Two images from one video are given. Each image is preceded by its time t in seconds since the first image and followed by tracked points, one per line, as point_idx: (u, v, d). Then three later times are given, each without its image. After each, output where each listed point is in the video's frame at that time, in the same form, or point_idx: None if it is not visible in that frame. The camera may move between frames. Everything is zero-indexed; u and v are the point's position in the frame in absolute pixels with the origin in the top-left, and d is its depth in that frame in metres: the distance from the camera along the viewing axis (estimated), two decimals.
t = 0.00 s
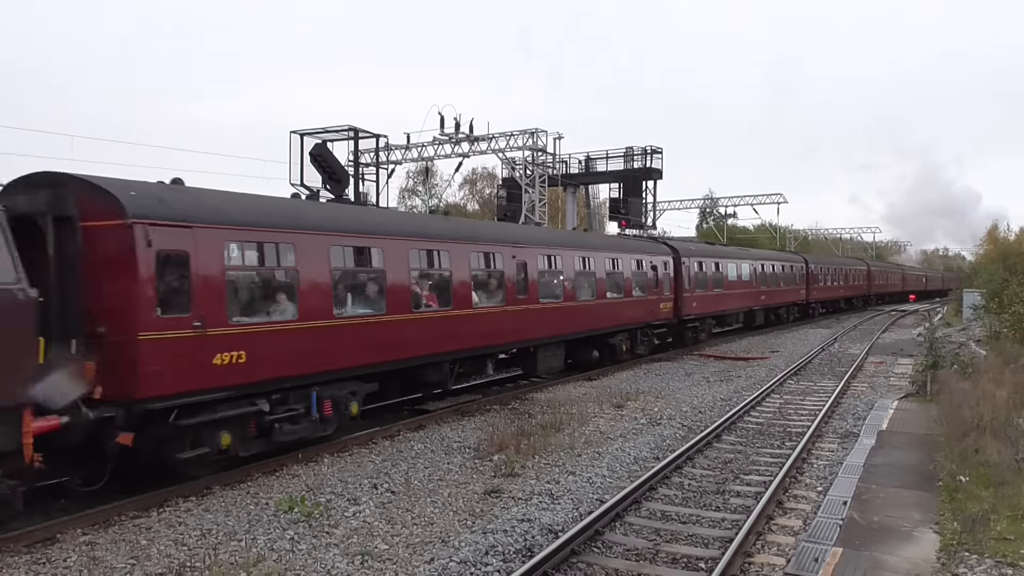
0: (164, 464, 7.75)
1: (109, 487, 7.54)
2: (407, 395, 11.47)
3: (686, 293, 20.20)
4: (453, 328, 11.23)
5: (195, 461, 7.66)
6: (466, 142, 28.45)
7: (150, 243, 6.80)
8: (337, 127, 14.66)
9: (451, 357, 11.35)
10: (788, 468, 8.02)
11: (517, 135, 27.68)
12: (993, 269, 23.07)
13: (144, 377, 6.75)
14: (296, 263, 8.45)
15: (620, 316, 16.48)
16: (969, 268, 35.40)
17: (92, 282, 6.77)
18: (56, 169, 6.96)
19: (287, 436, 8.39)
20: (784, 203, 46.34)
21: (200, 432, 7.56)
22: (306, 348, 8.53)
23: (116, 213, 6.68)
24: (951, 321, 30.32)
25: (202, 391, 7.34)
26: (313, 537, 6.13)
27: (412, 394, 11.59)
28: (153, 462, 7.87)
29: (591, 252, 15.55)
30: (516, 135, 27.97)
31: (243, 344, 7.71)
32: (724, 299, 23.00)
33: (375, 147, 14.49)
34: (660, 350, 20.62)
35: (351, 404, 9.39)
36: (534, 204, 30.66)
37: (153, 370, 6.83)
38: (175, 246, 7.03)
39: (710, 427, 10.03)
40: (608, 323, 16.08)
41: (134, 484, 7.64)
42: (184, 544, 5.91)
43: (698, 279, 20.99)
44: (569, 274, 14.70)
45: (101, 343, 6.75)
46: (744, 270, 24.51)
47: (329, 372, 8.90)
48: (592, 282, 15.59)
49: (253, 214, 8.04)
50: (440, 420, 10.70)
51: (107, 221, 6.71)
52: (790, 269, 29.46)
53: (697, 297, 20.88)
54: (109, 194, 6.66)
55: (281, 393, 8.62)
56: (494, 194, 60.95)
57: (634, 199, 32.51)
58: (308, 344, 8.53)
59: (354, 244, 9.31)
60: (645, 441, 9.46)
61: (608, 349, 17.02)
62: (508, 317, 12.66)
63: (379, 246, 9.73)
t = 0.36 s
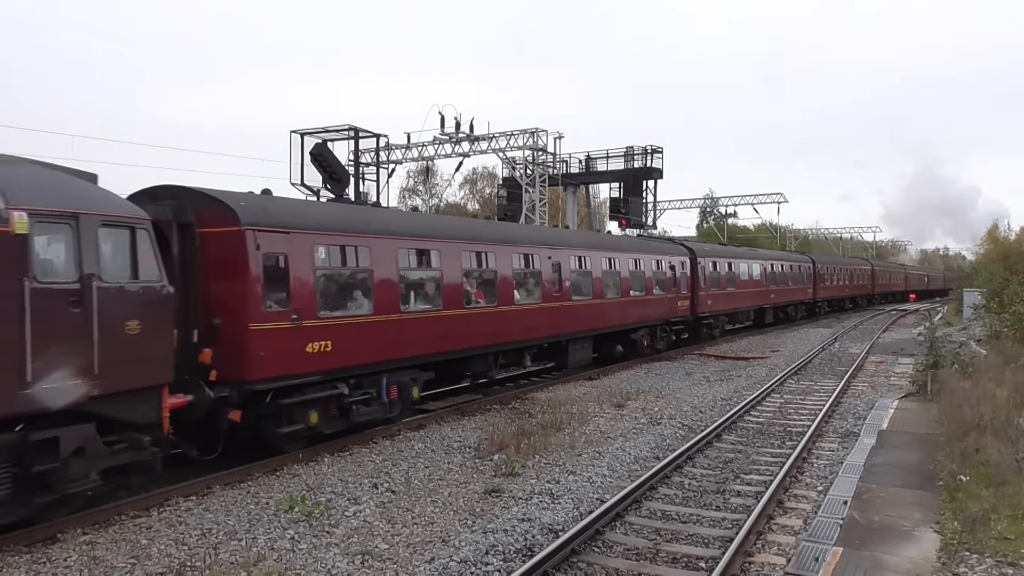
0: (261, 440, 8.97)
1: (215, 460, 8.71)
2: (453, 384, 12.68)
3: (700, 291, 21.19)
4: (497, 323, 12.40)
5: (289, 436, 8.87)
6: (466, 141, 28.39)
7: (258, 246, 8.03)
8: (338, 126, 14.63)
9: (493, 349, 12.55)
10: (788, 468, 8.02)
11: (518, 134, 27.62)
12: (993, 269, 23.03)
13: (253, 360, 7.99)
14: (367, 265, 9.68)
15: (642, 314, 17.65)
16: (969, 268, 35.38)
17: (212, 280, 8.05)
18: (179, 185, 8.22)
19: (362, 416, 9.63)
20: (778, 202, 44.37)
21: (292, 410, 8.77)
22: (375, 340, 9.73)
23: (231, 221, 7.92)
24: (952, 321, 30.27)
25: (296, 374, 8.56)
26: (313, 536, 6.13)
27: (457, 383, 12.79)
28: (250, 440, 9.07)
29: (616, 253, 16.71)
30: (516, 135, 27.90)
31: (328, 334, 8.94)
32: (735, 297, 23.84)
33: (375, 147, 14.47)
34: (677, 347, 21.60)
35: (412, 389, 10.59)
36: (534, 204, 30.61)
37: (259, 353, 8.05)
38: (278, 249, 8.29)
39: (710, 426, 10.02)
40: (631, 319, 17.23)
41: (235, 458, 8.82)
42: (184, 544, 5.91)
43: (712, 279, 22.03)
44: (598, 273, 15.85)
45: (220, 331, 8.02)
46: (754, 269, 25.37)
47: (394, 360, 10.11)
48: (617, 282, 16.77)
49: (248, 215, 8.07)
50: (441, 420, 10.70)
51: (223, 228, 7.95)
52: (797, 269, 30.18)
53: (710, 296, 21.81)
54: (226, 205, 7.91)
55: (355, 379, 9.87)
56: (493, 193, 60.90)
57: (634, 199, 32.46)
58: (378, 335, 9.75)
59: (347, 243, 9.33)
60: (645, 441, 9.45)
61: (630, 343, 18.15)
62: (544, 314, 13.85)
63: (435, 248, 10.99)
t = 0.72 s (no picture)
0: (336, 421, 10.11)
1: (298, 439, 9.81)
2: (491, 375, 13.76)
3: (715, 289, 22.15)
4: (535, 319, 13.51)
5: (362, 417, 9.98)
6: (466, 141, 28.38)
7: (340, 249, 9.21)
8: (337, 125, 14.63)
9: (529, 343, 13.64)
10: (788, 468, 8.01)
11: (518, 134, 27.59)
12: (993, 269, 23.02)
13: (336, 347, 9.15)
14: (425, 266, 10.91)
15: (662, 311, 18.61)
16: (969, 268, 35.36)
17: (299, 277, 9.21)
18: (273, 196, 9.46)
19: (421, 400, 10.76)
20: (779, 202, 42.75)
21: (365, 394, 9.88)
22: (430, 332, 10.88)
23: (318, 225, 9.11)
24: (952, 321, 30.25)
25: (370, 361, 9.73)
26: (313, 536, 6.13)
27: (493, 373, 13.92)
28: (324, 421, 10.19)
29: (638, 253, 17.65)
30: (516, 134, 27.86)
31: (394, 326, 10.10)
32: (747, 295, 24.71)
33: (375, 146, 14.46)
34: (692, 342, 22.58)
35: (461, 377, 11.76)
36: (534, 203, 30.62)
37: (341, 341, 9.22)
38: (356, 250, 9.48)
39: (710, 426, 10.01)
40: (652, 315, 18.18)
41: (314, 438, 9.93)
42: (184, 543, 5.91)
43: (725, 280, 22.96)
44: (620, 272, 16.76)
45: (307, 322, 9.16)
46: (765, 268, 26.16)
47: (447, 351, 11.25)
48: (638, 281, 17.72)
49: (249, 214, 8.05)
50: (441, 420, 10.70)
51: (311, 231, 9.14)
52: (803, 269, 30.87)
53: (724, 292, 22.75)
54: (313, 212, 9.10)
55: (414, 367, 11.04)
56: (494, 193, 60.94)
57: (634, 199, 32.47)
58: (434, 328, 10.92)
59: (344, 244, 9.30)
60: (645, 441, 9.45)
61: (649, 339, 18.98)
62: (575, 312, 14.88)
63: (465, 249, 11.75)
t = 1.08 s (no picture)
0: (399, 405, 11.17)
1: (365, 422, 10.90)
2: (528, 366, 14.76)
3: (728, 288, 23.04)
4: (571, 316, 14.46)
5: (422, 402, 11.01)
6: (467, 141, 28.36)
7: (407, 251, 10.30)
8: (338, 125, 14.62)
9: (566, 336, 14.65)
10: (788, 468, 8.01)
11: (518, 134, 27.57)
12: (993, 269, 23.03)
13: (403, 336, 10.22)
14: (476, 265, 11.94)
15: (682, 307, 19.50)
16: (969, 268, 35.36)
17: (372, 274, 10.33)
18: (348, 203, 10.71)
19: (471, 388, 11.77)
20: (783, 202, 42.54)
21: (426, 381, 10.89)
22: (480, 326, 11.87)
23: (387, 231, 10.21)
24: (951, 321, 30.23)
25: (431, 352, 10.77)
26: (313, 535, 6.13)
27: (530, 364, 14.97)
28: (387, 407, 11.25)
29: (661, 254, 18.54)
30: (516, 134, 27.82)
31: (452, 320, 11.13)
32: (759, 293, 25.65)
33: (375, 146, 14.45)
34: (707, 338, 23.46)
35: (504, 368, 12.81)
36: (534, 203, 30.62)
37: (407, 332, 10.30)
38: (420, 252, 10.56)
39: (710, 426, 10.01)
40: (672, 312, 19.15)
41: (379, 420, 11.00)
42: (184, 543, 5.92)
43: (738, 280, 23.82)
44: (643, 273, 17.57)
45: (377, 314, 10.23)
46: (775, 269, 27.03)
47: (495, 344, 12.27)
48: (659, 279, 18.61)
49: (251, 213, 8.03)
50: (441, 419, 10.70)
51: (381, 234, 10.26)
52: (810, 269, 31.16)
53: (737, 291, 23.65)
54: (383, 219, 10.21)
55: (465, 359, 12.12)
56: (494, 193, 60.96)
57: (634, 199, 32.48)
58: (485, 323, 11.95)
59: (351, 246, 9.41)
60: (645, 441, 9.44)
61: (667, 336, 20.04)
62: (606, 306, 15.82)
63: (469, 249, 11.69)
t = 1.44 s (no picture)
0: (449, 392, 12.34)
1: (420, 406, 12.11)
2: (559, 359, 15.88)
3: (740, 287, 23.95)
4: (599, 311, 15.54)
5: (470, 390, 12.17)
6: (466, 141, 28.35)
7: (459, 253, 11.46)
8: (337, 124, 14.61)
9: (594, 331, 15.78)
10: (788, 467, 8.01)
11: (518, 134, 27.55)
12: (994, 269, 23.00)
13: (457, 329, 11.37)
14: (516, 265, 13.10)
15: (697, 305, 20.54)
16: (969, 267, 35.34)
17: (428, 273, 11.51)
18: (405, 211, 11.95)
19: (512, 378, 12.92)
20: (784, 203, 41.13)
21: (474, 371, 12.05)
22: (521, 320, 12.99)
23: (442, 235, 11.38)
24: (952, 321, 30.20)
25: (480, 344, 11.89)
26: (313, 535, 6.13)
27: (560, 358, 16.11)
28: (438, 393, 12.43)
29: (677, 255, 19.55)
30: (516, 134, 27.79)
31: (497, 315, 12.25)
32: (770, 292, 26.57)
33: (374, 145, 14.45)
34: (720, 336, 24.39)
35: (540, 360, 13.94)
36: (534, 202, 30.59)
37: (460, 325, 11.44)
38: (469, 254, 11.70)
39: (710, 426, 10.00)
40: (689, 309, 20.30)
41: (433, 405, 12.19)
42: (184, 542, 5.91)
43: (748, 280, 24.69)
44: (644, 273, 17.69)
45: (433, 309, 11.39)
46: (785, 268, 27.87)
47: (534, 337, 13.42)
48: (676, 278, 19.65)
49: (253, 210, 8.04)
50: (441, 419, 10.71)
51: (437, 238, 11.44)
52: (811, 269, 31.15)
53: (748, 290, 24.54)
54: (438, 224, 11.38)
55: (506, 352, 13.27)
56: (494, 192, 60.96)
57: (634, 198, 32.49)
58: (525, 317, 13.09)
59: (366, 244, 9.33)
60: (645, 441, 9.45)
61: (684, 332, 21.16)
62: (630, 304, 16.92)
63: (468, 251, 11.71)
